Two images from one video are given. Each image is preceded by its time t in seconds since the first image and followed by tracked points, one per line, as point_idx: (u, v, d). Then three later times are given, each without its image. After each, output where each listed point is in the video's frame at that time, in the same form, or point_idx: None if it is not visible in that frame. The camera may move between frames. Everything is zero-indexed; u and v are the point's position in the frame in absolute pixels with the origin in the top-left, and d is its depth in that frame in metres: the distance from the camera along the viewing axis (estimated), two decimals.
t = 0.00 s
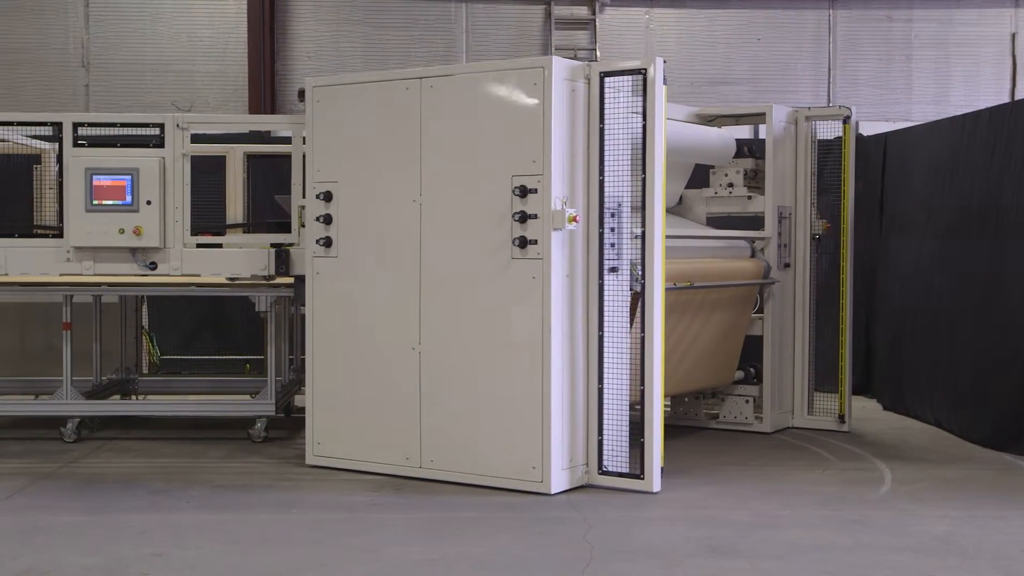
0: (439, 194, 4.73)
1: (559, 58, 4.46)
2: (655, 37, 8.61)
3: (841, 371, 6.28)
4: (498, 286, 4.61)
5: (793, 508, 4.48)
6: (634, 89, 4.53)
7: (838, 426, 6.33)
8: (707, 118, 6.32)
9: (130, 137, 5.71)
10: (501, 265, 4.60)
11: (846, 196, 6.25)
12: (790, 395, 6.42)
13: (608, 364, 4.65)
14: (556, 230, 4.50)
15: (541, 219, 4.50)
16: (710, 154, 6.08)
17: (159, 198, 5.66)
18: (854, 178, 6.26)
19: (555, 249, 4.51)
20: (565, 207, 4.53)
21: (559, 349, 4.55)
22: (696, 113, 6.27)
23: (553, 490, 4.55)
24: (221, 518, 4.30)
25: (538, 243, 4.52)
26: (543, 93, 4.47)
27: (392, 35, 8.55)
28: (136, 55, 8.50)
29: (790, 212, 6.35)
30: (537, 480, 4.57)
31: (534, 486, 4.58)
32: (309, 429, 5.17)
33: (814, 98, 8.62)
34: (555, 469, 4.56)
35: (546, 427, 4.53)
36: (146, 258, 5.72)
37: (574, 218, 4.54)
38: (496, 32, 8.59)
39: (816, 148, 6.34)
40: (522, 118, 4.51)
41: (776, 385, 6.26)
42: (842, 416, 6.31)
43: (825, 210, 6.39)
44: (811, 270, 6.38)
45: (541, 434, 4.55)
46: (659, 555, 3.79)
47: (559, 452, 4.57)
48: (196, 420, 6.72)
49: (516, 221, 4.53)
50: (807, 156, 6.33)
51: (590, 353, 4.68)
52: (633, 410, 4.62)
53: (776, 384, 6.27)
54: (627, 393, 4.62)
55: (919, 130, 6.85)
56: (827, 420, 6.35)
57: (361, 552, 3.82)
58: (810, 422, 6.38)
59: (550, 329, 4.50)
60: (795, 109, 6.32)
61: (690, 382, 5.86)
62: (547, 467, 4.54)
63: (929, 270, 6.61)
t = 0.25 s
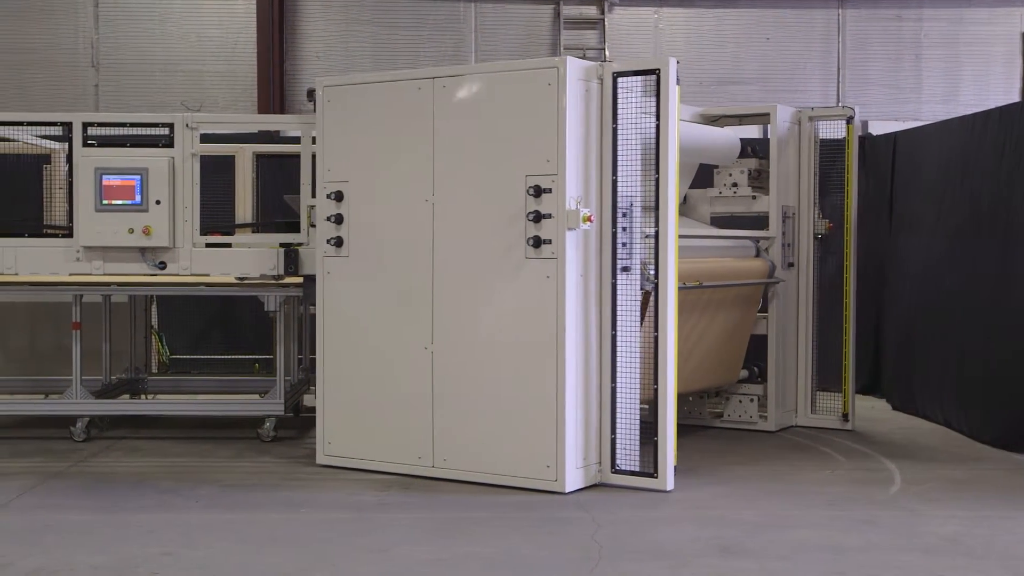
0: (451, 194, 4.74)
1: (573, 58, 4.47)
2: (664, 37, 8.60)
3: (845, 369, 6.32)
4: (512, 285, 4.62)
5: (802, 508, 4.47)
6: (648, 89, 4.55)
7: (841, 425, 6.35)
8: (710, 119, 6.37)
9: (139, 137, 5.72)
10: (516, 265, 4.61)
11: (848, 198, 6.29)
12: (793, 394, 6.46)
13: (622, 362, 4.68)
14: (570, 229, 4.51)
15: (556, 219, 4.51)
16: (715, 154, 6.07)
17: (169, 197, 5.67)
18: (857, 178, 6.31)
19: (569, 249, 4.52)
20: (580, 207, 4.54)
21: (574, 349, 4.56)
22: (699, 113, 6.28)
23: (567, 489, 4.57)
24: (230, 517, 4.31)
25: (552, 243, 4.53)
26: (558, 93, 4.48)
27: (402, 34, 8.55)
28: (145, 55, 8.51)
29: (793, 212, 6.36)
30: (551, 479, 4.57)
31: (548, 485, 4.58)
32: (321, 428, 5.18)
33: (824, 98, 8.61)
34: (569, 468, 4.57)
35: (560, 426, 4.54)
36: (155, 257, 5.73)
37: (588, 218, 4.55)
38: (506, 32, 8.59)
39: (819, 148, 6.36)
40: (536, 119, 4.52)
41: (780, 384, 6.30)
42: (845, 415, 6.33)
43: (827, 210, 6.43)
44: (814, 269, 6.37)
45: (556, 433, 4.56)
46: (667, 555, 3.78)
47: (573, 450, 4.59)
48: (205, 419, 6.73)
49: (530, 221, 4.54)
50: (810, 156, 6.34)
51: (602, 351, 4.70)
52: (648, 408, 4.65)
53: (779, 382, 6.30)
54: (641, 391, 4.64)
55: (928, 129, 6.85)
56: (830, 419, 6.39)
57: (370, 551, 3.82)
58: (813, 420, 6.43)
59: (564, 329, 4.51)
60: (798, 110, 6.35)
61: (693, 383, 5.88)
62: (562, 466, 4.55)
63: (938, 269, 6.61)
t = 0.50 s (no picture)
0: (464, 194, 4.74)
1: (588, 59, 4.48)
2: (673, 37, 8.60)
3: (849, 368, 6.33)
4: (525, 285, 4.63)
5: (811, 509, 4.46)
6: (662, 89, 4.57)
7: (844, 424, 6.38)
8: (714, 119, 6.41)
9: (148, 137, 5.74)
10: (530, 265, 4.61)
11: (852, 202, 6.32)
12: (797, 393, 6.48)
13: (635, 361, 4.70)
14: (585, 229, 4.52)
15: (570, 219, 4.52)
16: (721, 154, 6.08)
17: (179, 198, 5.68)
18: (861, 180, 6.31)
19: (584, 250, 4.53)
20: (594, 207, 4.55)
21: (588, 348, 4.58)
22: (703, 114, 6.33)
23: (582, 488, 4.58)
24: (239, 517, 4.32)
25: (567, 243, 4.54)
26: (573, 94, 4.49)
27: (411, 34, 8.56)
28: (155, 55, 8.53)
29: (796, 212, 6.37)
30: (566, 478, 4.59)
31: (563, 484, 4.60)
32: (331, 428, 5.17)
33: (833, 98, 8.60)
34: (584, 467, 4.59)
35: (575, 426, 4.56)
36: (165, 257, 5.74)
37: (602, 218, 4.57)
38: (515, 31, 8.59)
39: (822, 148, 6.37)
40: (551, 120, 4.53)
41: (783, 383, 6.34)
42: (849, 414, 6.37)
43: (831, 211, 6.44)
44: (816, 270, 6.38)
45: (571, 433, 4.57)
46: (676, 556, 3.78)
47: (588, 449, 4.60)
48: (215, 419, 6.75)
49: (545, 221, 4.55)
50: (813, 157, 6.34)
51: (615, 350, 4.71)
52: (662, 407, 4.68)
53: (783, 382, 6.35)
54: (655, 390, 4.66)
55: (938, 129, 6.84)
56: (833, 418, 6.41)
57: (380, 551, 3.82)
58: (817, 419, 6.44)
59: (579, 329, 4.52)
60: (802, 110, 6.35)
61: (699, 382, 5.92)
62: (576, 464, 4.57)
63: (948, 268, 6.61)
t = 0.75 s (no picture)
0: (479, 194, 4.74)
1: (604, 59, 4.49)
2: (683, 36, 8.59)
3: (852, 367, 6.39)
4: (541, 285, 4.64)
5: (822, 509, 4.45)
6: (677, 90, 4.58)
7: (847, 422, 6.44)
8: (718, 120, 6.51)
9: (159, 137, 5.75)
10: (546, 264, 4.62)
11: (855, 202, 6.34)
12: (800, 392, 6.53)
13: (649, 360, 4.72)
14: (601, 230, 4.53)
15: (587, 219, 4.53)
16: (731, 155, 6.16)
17: (189, 197, 5.69)
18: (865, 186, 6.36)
19: (600, 249, 4.53)
20: (611, 208, 4.56)
21: (604, 348, 4.59)
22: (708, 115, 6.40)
23: (598, 487, 4.59)
24: (250, 516, 4.32)
25: (583, 243, 4.55)
26: (589, 95, 4.50)
27: (420, 34, 8.57)
28: (166, 56, 8.54)
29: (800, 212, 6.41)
30: (582, 477, 4.60)
31: (579, 483, 4.61)
32: (343, 427, 5.17)
33: (844, 97, 8.58)
34: (600, 466, 4.60)
35: (591, 425, 4.57)
36: (175, 257, 5.75)
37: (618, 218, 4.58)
38: (525, 31, 8.59)
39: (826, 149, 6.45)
40: (568, 121, 4.54)
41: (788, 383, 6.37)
42: (852, 413, 6.41)
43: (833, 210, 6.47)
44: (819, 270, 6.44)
45: (587, 432, 4.58)
46: (687, 556, 3.77)
47: (604, 449, 4.62)
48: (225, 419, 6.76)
49: (561, 221, 4.56)
50: (816, 159, 6.40)
51: (630, 349, 4.73)
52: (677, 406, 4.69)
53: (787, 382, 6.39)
54: (669, 389, 4.68)
55: (949, 128, 6.84)
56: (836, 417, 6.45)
57: (390, 551, 3.82)
58: (820, 418, 6.49)
59: (596, 329, 4.54)
60: (805, 110, 6.39)
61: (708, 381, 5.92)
62: (593, 464, 4.58)
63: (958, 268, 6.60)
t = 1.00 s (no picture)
0: (494, 194, 4.75)
1: (620, 60, 4.50)
2: (693, 36, 8.59)
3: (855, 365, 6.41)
4: (556, 286, 4.64)
5: (833, 510, 4.44)
6: (693, 90, 4.60)
7: (852, 421, 6.48)
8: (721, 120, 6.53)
9: (170, 137, 5.75)
10: (561, 265, 4.63)
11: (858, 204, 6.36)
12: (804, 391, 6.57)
13: (664, 359, 4.73)
14: (617, 230, 4.54)
15: (603, 219, 4.53)
16: (737, 156, 6.19)
17: (200, 198, 5.69)
18: (869, 186, 6.33)
19: (616, 249, 4.55)
20: (627, 207, 4.58)
21: (620, 347, 4.60)
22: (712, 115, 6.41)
23: (614, 486, 4.60)
24: (260, 516, 4.32)
25: (599, 243, 4.55)
26: (605, 95, 4.51)
27: (431, 34, 8.57)
28: (177, 57, 8.56)
29: (804, 212, 6.47)
30: (599, 476, 4.61)
31: (595, 482, 4.62)
32: (356, 427, 5.16)
33: (855, 97, 8.56)
34: (616, 465, 4.61)
35: (608, 424, 4.58)
36: (186, 257, 5.76)
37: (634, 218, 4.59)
38: (535, 31, 8.59)
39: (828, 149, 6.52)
40: (582, 122, 4.55)
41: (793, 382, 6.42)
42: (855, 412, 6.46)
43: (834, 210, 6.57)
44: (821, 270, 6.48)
45: (603, 431, 4.59)
46: (697, 557, 3.77)
47: (620, 448, 4.63)
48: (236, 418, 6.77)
49: (577, 221, 4.56)
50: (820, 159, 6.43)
51: (645, 349, 4.74)
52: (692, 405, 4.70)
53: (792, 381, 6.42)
54: (685, 388, 4.69)
55: (960, 128, 6.82)
56: (840, 416, 6.51)
57: (400, 551, 3.82)
58: (823, 417, 6.54)
59: (612, 329, 4.55)
60: (808, 111, 6.46)
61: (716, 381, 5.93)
62: (609, 463, 4.59)
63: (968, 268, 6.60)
